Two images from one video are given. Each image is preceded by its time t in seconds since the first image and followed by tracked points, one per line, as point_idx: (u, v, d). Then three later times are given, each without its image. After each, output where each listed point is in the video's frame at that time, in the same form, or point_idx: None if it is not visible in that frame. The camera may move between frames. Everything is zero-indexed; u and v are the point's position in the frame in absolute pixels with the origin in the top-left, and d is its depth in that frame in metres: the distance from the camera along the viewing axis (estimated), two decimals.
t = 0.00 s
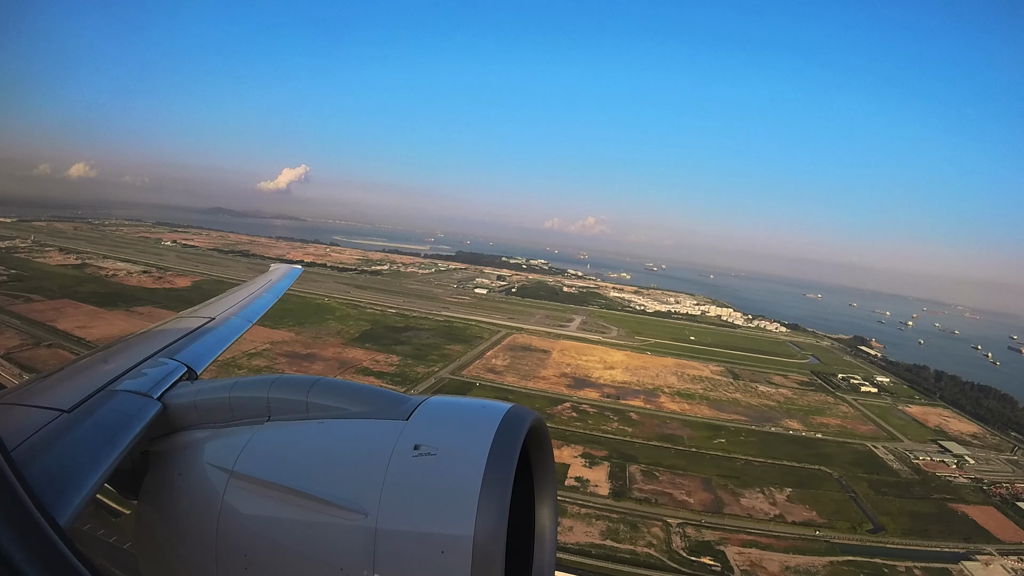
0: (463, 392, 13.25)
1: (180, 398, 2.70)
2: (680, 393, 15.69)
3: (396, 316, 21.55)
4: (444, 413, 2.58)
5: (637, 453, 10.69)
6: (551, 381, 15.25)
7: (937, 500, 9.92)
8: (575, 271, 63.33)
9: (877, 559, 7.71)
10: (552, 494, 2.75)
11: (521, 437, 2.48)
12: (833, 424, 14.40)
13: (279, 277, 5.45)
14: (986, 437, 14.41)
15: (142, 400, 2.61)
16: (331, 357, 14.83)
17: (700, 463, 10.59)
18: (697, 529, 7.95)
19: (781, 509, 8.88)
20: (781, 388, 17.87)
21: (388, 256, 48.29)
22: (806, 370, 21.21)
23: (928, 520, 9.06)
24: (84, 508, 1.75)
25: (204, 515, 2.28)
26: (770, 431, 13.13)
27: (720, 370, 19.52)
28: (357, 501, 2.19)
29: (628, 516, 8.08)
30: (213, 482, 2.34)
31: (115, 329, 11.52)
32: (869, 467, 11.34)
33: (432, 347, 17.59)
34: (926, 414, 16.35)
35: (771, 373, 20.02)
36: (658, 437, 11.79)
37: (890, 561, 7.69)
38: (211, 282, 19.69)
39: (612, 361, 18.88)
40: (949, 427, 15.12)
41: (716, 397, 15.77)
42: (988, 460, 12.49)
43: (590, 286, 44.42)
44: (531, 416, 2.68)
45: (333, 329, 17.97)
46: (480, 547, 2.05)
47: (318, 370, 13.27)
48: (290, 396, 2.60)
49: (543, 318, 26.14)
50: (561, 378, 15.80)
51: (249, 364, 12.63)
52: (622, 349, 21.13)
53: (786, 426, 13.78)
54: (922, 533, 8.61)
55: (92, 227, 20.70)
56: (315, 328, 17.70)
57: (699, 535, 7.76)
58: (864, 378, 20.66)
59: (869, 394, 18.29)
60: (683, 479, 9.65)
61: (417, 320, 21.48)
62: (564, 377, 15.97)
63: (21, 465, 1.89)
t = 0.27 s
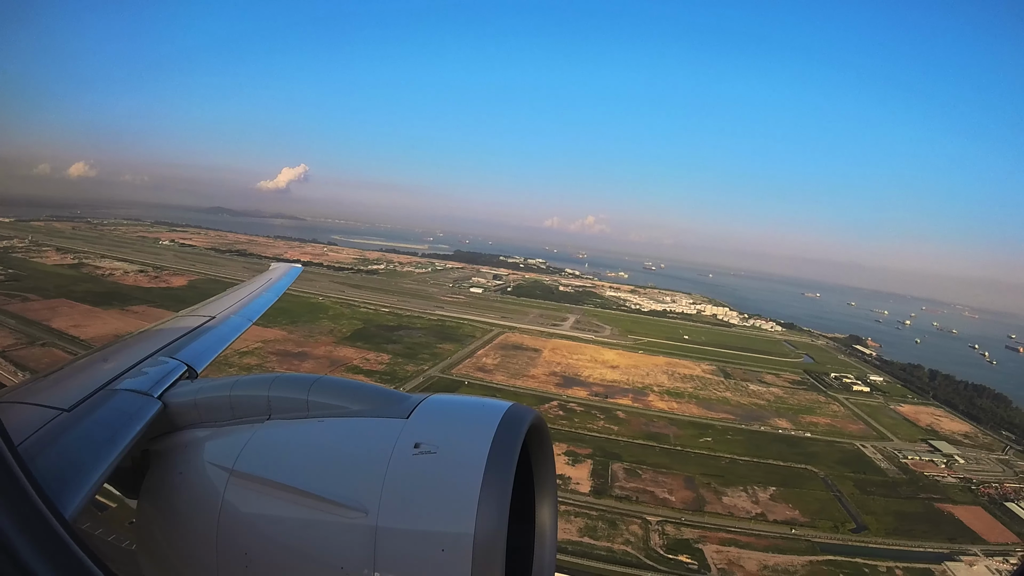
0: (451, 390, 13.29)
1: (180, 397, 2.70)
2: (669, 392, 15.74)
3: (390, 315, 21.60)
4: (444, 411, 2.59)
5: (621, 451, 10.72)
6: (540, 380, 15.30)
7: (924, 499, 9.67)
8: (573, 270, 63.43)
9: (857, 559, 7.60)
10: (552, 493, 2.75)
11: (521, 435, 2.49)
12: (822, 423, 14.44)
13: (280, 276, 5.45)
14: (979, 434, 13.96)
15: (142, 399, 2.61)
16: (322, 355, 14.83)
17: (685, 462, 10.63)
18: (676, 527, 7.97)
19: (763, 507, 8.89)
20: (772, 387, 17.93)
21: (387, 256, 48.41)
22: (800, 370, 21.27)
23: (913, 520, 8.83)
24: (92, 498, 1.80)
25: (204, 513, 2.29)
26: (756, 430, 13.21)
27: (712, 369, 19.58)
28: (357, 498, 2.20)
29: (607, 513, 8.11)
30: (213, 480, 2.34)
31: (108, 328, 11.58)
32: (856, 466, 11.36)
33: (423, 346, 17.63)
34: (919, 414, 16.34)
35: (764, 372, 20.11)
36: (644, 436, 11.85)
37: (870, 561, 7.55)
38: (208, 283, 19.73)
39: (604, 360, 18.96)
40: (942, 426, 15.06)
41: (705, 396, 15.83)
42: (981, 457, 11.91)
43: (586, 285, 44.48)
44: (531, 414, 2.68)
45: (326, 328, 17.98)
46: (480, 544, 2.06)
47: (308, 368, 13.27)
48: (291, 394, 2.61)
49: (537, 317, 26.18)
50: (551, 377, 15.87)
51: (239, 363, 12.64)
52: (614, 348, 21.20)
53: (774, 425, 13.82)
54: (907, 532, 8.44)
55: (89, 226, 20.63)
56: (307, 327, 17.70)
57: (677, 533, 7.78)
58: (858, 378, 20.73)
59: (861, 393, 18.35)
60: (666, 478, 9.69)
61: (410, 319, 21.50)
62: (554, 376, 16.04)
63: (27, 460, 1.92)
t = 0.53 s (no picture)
0: (439, 388, 13.32)
1: (180, 396, 2.70)
2: (658, 391, 15.78)
3: (383, 315, 21.61)
4: (444, 410, 2.59)
5: (605, 449, 10.75)
6: (529, 379, 15.34)
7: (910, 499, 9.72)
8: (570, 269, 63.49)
9: (838, 558, 7.59)
10: (552, 491, 2.76)
11: (521, 434, 2.49)
12: (811, 422, 14.48)
13: (280, 275, 5.45)
14: (970, 434, 13.85)
15: (142, 398, 2.62)
16: (313, 353, 14.82)
17: (670, 460, 10.67)
18: (656, 525, 8.00)
19: (745, 506, 8.91)
20: (763, 386, 17.99)
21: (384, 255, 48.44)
22: (792, 369, 21.33)
23: (898, 520, 8.85)
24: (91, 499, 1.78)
25: (204, 512, 2.29)
26: (743, 428, 13.28)
27: (703, 368, 19.64)
28: (357, 497, 2.20)
29: (587, 510, 8.15)
30: (213, 479, 2.35)
31: (101, 325, 11.57)
32: (843, 465, 11.39)
33: (414, 345, 17.64)
34: (910, 414, 16.38)
35: (757, 371, 20.18)
36: (630, 434, 11.88)
37: (851, 561, 7.54)
38: (205, 282, 20.02)
39: (594, 358, 18.99)
40: (933, 426, 15.05)
41: (694, 395, 15.88)
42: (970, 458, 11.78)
43: (582, 284, 44.55)
44: (531, 413, 2.69)
45: (318, 327, 17.97)
46: (481, 542, 2.06)
47: (298, 367, 13.25)
48: (290, 392, 2.61)
49: (531, 316, 26.21)
50: (540, 375, 15.90)
51: (229, 361, 12.62)
52: (605, 347, 21.25)
53: (762, 423, 13.86)
54: (890, 533, 8.44)
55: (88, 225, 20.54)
56: (300, 326, 17.69)
57: (657, 531, 7.80)
58: (851, 378, 20.79)
59: (853, 392, 18.43)
60: (649, 476, 9.72)
61: (403, 319, 21.51)
62: (543, 374, 16.07)
63: (27, 461, 1.91)
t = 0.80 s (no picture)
0: (427, 386, 13.35)
1: (180, 394, 2.71)
2: (647, 388, 15.83)
3: (375, 313, 21.62)
4: (443, 407, 2.60)
5: (589, 447, 10.78)
6: (518, 377, 15.38)
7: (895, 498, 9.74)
8: (566, 267, 63.52)
9: (818, 557, 7.58)
10: (551, 489, 2.77)
11: (520, 431, 2.50)
12: (800, 420, 14.53)
13: (279, 273, 5.45)
14: (960, 434, 14.05)
15: (141, 396, 2.62)
16: (303, 351, 14.83)
17: (653, 457, 10.71)
18: (635, 521, 8.02)
19: (726, 504, 8.95)
20: (754, 384, 18.05)
21: (380, 253, 48.42)
22: (784, 367, 21.38)
23: (881, 519, 8.89)
24: (89, 501, 1.77)
25: (204, 511, 2.30)
26: (729, 426, 13.33)
27: (694, 366, 19.69)
28: (356, 496, 2.21)
29: (567, 507, 8.17)
30: (213, 478, 2.35)
31: (93, 321, 11.53)
32: (829, 463, 11.42)
33: (405, 343, 17.66)
34: (901, 411, 16.42)
35: (749, 368, 20.25)
36: (615, 432, 11.90)
37: (831, 560, 7.53)
38: (200, 281, 20.12)
39: (585, 356, 19.01)
40: (923, 424, 15.08)
41: (683, 392, 15.92)
42: (959, 457, 12.07)
43: (578, 282, 44.61)
44: (531, 411, 2.70)
45: (310, 324, 17.99)
46: (480, 541, 2.07)
47: (287, 364, 13.27)
48: (290, 391, 2.61)
49: (524, 314, 26.25)
50: (529, 373, 15.93)
51: (218, 358, 12.63)
52: (597, 345, 21.27)
53: (749, 421, 13.90)
54: (872, 531, 8.46)
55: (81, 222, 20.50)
56: (292, 324, 17.71)
57: (636, 528, 7.83)
58: (843, 376, 20.86)
59: (845, 390, 18.49)
60: (631, 473, 9.76)
61: (395, 317, 21.53)
62: (532, 372, 16.08)
63: (23, 462, 1.89)
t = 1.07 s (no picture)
0: (415, 383, 13.38)
1: (179, 393, 2.71)
2: (636, 386, 15.87)
3: (368, 311, 21.64)
4: (442, 406, 2.60)
5: (573, 444, 10.83)
6: (507, 374, 15.42)
7: (880, 497, 9.79)
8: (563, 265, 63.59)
9: (797, 556, 7.59)
10: (551, 488, 2.78)
11: (520, 430, 2.51)
12: (788, 419, 14.57)
13: (279, 272, 5.44)
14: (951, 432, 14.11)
15: (141, 395, 2.62)
16: (294, 348, 14.84)
17: (637, 454, 10.74)
18: (614, 518, 8.06)
19: (707, 502, 8.98)
20: (744, 382, 18.11)
21: (377, 252, 48.44)
22: (777, 366, 21.44)
23: (864, 519, 8.91)
24: (88, 501, 1.77)
25: (204, 509, 2.30)
26: (715, 423, 13.38)
27: (685, 364, 19.74)
28: (357, 494, 2.21)
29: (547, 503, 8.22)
30: (213, 476, 2.35)
31: (84, 318, 11.45)
32: (815, 462, 11.44)
33: (396, 341, 17.68)
34: (893, 410, 16.46)
35: (740, 367, 20.33)
36: (600, 429, 11.94)
37: (811, 558, 7.55)
38: (194, 279, 20.14)
39: (576, 354, 19.05)
40: (914, 423, 15.09)
41: (672, 390, 15.97)
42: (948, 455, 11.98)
43: (573, 281, 44.66)
44: (530, 410, 2.70)
45: (302, 322, 18.00)
46: (479, 538, 2.08)
47: (277, 360, 13.28)
48: (290, 389, 2.62)
49: (518, 312, 26.30)
50: (518, 371, 15.96)
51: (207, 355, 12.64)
52: (588, 343, 21.31)
53: (736, 419, 13.94)
54: (853, 531, 8.46)
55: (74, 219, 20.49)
56: (285, 321, 17.72)
57: (615, 524, 7.86)
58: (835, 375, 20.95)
59: (837, 389, 18.54)
60: (614, 469, 9.80)
61: (388, 315, 21.55)
62: (521, 370, 16.12)
63: (22, 461, 1.88)
